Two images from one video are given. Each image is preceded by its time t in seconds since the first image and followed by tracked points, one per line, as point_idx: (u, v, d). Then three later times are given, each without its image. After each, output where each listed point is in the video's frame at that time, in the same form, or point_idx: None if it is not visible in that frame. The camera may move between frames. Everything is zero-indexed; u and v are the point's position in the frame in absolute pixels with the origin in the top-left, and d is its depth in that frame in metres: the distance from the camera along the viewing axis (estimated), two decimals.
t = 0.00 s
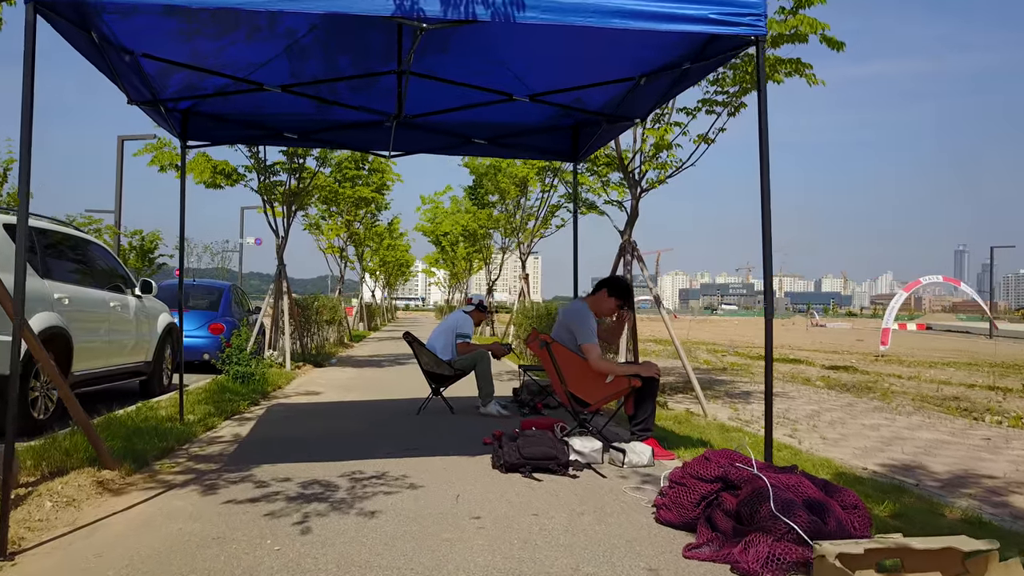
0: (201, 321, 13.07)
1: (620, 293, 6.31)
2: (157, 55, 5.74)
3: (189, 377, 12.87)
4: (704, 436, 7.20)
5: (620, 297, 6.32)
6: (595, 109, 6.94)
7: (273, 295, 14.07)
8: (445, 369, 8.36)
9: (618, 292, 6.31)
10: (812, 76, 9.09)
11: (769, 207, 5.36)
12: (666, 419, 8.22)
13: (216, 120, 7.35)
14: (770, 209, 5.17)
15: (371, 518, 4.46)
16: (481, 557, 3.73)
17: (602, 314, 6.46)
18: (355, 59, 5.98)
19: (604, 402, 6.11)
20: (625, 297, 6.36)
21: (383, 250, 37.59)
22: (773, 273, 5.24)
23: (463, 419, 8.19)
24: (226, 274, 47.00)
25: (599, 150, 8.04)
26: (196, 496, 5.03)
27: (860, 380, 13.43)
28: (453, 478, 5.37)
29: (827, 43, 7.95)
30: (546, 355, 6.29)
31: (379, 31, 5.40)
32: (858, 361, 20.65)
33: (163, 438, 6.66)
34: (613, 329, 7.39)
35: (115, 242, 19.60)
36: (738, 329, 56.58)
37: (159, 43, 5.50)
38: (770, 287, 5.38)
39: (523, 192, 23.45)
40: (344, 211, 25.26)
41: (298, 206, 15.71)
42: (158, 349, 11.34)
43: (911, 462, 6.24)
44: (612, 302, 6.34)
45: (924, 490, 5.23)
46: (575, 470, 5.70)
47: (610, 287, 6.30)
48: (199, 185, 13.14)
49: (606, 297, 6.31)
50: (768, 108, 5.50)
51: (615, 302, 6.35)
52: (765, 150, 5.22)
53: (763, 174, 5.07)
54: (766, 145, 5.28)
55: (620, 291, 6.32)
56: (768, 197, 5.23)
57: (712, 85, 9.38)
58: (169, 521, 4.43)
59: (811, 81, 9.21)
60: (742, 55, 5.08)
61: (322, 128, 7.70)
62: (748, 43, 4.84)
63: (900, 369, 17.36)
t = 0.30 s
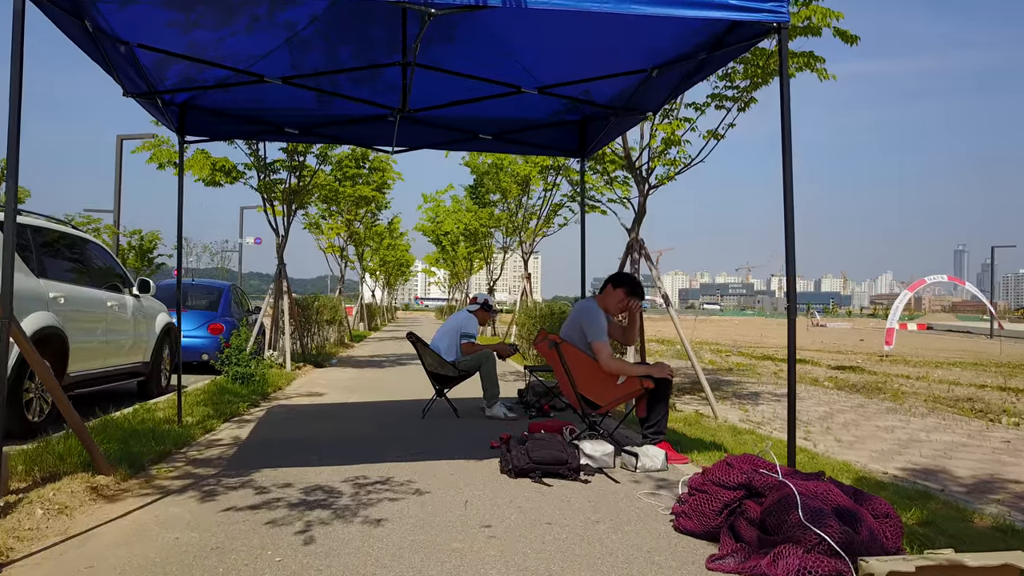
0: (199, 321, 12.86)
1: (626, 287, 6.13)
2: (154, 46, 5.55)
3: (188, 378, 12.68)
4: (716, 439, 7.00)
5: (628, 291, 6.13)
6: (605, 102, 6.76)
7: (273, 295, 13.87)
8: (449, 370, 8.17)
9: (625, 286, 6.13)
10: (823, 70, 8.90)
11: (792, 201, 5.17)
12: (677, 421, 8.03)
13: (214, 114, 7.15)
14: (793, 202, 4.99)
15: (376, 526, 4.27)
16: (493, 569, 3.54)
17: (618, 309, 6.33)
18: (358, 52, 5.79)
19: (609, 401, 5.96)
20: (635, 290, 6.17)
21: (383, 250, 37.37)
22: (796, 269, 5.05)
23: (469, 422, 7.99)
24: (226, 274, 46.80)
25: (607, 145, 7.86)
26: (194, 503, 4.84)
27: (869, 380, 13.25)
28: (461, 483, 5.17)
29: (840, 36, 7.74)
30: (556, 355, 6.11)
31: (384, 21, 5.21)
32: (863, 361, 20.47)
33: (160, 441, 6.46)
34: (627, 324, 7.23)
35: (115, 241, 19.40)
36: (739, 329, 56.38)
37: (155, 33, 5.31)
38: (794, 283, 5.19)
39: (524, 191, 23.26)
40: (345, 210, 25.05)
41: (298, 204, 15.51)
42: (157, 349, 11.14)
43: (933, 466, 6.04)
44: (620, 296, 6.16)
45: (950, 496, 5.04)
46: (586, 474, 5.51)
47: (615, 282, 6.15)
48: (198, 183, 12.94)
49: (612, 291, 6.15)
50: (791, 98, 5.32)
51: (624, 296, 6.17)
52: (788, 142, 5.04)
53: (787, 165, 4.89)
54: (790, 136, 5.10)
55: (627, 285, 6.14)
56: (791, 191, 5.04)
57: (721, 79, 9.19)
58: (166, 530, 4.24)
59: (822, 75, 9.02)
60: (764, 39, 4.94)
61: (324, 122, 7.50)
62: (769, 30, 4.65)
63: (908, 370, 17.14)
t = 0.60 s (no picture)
0: (198, 321, 12.67)
1: (635, 284, 5.93)
2: (149, 38, 5.37)
3: (186, 379, 12.49)
4: (729, 442, 6.82)
5: (636, 289, 5.92)
6: (615, 96, 6.58)
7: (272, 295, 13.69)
8: (453, 371, 7.99)
9: (633, 284, 5.92)
10: (835, 65, 8.72)
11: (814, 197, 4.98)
12: (686, 423, 7.84)
13: (213, 109, 6.98)
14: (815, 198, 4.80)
15: (381, 536, 4.09)
16: None
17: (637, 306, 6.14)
18: (360, 44, 5.62)
19: (618, 404, 5.80)
20: (646, 287, 5.94)
21: (383, 249, 37.19)
22: (817, 268, 4.86)
23: (473, 424, 7.81)
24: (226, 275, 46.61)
25: (615, 141, 7.67)
26: (191, 510, 4.65)
27: (877, 381, 13.06)
28: (468, 489, 4.99)
29: (854, 30, 7.54)
30: (565, 356, 5.92)
31: (387, 13, 5.03)
32: (868, 362, 20.30)
33: (157, 445, 6.27)
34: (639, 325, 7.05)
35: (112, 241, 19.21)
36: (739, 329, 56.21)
37: (151, 24, 5.13)
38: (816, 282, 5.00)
39: (526, 190, 23.07)
40: (345, 209, 24.87)
41: (298, 203, 15.32)
42: (155, 350, 10.95)
43: (954, 471, 5.86)
44: (630, 294, 5.96)
45: (976, 503, 4.86)
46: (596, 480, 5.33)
47: (623, 280, 5.96)
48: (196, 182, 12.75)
49: (620, 290, 5.97)
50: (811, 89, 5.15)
51: (635, 293, 5.96)
52: (809, 134, 4.86)
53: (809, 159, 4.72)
54: (812, 128, 4.93)
55: (637, 282, 5.93)
56: (813, 186, 4.86)
57: (729, 74, 9.00)
58: (161, 539, 4.06)
59: (834, 71, 8.84)
60: (782, 29, 4.78)
61: (325, 118, 7.32)
62: (793, 17, 4.47)
63: (914, 371, 16.97)
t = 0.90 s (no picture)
0: (197, 321, 12.48)
1: (640, 281, 5.78)
2: (144, 29, 5.21)
3: (184, 380, 12.32)
4: (740, 445, 6.65)
5: (642, 287, 5.77)
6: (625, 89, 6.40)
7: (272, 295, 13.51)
8: (455, 372, 7.82)
9: (639, 281, 5.77)
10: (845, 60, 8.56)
11: (836, 191, 4.80)
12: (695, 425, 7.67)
13: (210, 104, 6.81)
14: (837, 193, 4.62)
15: (384, 545, 3.92)
16: None
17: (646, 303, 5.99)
18: (361, 37, 5.45)
19: (626, 405, 5.62)
20: (652, 283, 5.78)
21: (383, 249, 37.02)
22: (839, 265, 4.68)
23: (477, 426, 7.64)
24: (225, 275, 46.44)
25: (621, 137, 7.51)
26: (186, 517, 4.47)
27: (884, 382, 12.91)
28: (474, 495, 4.82)
29: (867, 23, 7.36)
30: (572, 357, 5.75)
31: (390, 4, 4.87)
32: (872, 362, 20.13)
33: (153, 449, 6.10)
34: (647, 324, 6.90)
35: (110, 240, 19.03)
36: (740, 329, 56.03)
37: (145, 14, 4.97)
38: (837, 279, 4.83)
39: (527, 189, 22.90)
40: (345, 208, 24.70)
41: (297, 202, 15.14)
42: (153, 350, 10.78)
43: (973, 475, 5.69)
44: (637, 292, 5.80)
45: (1001, 509, 4.69)
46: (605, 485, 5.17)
47: (628, 278, 5.82)
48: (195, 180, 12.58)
49: (625, 288, 5.82)
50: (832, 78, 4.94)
51: (642, 290, 5.81)
52: (831, 127, 4.69)
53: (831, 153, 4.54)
54: (833, 120, 4.73)
55: (642, 279, 5.78)
56: (834, 181, 4.68)
57: (738, 70, 8.84)
58: (155, 549, 3.89)
59: (844, 65, 8.67)
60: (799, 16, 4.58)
61: (325, 113, 7.15)
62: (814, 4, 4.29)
63: (920, 371, 16.81)
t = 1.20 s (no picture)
0: (195, 321, 12.31)
1: (646, 278, 5.61)
2: (138, 21, 5.05)
3: (182, 381, 12.15)
4: (751, 449, 6.49)
5: (647, 283, 5.60)
6: (633, 83, 6.24)
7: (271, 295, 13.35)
8: (458, 374, 7.65)
9: (644, 277, 5.61)
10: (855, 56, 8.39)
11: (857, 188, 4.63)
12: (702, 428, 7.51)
13: (207, 100, 6.66)
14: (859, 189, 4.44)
15: (388, 555, 3.76)
16: None
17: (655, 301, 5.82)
18: (362, 29, 5.28)
19: (635, 408, 5.45)
20: (658, 279, 5.61)
21: (383, 249, 36.87)
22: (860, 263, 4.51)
23: (480, 429, 7.48)
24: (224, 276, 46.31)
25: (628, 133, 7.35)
26: (181, 525, 4.30)
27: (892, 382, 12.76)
28: (479, 502, 4.66)
29: (879, 19, 7.20)
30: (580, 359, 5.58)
31: None
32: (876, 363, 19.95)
33: (148, 452, 5.94)
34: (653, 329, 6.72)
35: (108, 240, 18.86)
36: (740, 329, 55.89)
37: (139, 5, 4.81)
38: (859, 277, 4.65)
39: (528, 188, 22.73)
40: (345, 208, 24.55)
41: (297, 201, 14.98)
42: (150, 351, 10.61)
43: (993, 480, 5.53)
44: (643, 289, 5.63)
45: None
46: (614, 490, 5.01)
47: (633, 275, 5.66)
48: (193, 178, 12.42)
49: (630, 286, 5.67)
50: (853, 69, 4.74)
51: (648, 287, 5.64)
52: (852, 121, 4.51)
53: (853, 147, 4.36)
54: (855, 111, 4.55)
55: (648, 275, 5.61)
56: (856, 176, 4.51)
57: (745, 66, 8.68)
58: (147, 559, 3.73)
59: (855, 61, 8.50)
60: (815, 5, 4.39)
61: (325, 109, 7.00)
62: None
63: (926, 372, 16.64)
